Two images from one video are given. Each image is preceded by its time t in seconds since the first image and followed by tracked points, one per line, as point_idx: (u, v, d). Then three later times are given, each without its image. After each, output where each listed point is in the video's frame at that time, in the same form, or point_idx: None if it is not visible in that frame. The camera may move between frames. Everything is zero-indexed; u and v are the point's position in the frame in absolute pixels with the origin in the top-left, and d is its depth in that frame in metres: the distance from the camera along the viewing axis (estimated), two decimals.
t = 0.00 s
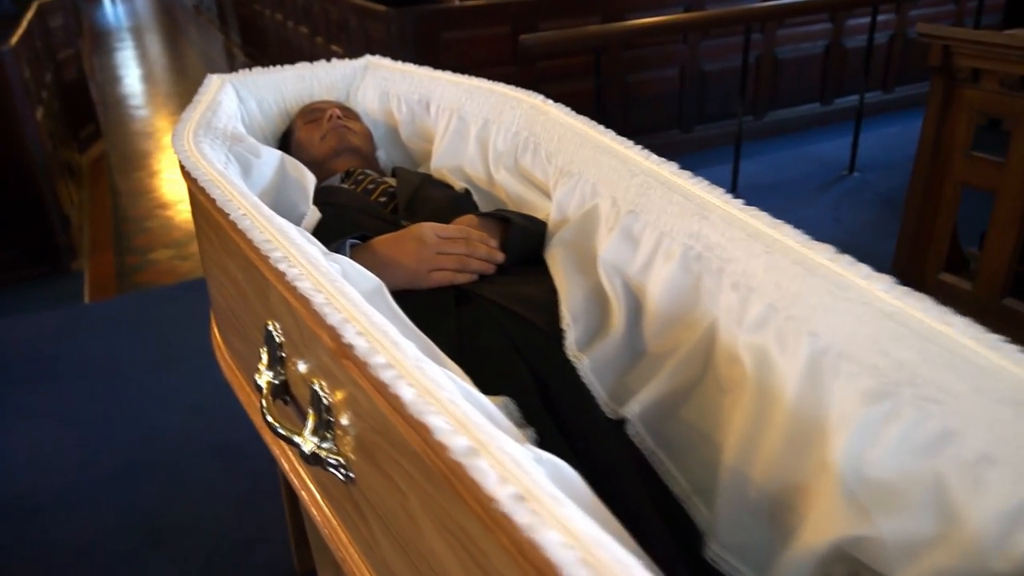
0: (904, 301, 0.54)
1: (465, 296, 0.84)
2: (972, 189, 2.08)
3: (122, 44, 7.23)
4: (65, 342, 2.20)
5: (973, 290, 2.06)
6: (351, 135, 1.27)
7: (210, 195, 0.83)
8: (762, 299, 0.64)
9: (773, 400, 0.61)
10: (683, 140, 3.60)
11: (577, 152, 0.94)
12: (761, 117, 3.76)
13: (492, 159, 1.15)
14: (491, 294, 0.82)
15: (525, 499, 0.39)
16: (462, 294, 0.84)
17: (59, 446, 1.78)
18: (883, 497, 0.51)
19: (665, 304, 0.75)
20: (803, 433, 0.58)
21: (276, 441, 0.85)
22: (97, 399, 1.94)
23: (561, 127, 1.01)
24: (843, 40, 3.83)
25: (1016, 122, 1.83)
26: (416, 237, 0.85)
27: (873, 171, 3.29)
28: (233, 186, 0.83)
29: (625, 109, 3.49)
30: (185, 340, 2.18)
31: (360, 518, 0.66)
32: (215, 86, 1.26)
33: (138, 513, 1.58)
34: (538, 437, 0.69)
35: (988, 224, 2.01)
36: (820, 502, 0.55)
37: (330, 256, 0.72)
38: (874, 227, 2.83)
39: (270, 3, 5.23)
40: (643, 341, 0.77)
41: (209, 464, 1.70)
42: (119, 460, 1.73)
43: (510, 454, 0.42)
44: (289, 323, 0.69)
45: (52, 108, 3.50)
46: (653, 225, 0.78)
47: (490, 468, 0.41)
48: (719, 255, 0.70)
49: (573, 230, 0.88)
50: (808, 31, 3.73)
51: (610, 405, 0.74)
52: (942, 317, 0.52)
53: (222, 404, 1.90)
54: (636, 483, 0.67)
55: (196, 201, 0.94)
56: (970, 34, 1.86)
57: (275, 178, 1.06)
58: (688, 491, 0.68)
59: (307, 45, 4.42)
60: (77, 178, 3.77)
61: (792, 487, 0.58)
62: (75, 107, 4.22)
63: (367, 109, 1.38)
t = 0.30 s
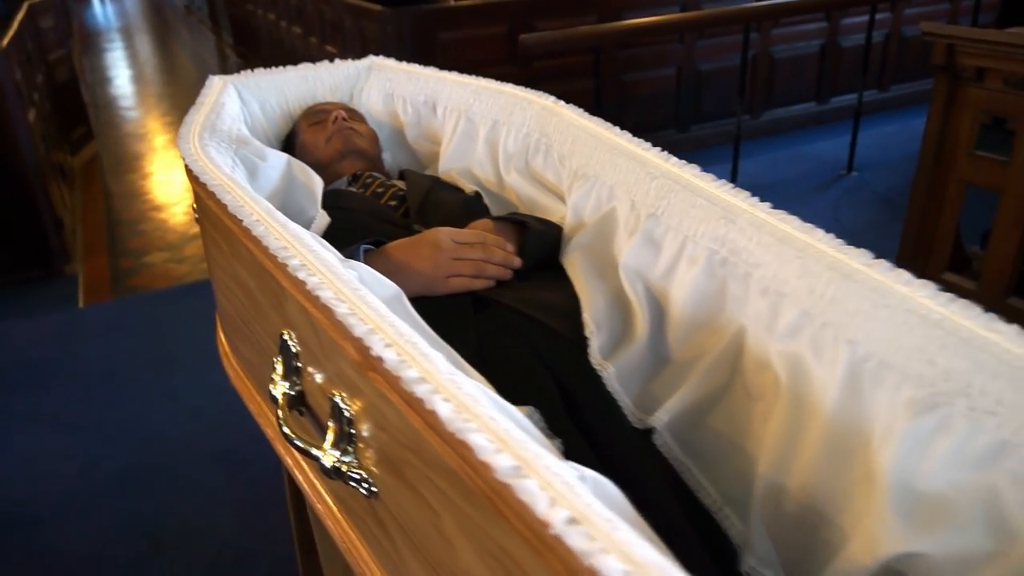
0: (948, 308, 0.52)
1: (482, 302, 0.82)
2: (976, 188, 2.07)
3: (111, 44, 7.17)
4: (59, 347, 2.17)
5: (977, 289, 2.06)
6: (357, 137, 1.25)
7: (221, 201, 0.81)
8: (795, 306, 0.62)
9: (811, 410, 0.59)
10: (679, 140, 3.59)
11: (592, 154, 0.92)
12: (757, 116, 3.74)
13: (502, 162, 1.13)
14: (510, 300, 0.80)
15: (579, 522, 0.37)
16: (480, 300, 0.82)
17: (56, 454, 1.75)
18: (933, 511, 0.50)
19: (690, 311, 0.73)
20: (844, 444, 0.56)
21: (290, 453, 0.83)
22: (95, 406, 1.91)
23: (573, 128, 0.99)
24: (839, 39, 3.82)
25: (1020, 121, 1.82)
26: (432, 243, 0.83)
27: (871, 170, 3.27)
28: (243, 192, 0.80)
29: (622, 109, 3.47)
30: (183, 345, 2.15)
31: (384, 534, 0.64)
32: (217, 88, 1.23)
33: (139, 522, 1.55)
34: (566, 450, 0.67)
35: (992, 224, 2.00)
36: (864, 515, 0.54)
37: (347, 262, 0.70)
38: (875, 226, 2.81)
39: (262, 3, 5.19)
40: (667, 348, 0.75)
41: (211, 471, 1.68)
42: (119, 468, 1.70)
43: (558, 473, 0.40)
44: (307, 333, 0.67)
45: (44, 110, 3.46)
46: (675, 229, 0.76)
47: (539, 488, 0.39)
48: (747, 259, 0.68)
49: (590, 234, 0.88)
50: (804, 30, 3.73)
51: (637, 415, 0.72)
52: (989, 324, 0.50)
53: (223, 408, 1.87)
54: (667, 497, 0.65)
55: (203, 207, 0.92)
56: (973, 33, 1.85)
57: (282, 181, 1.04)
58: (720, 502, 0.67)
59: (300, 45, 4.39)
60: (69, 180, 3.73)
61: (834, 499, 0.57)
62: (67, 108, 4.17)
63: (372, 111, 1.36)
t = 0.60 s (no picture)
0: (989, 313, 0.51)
1: (501, 310, 0.81)
2: (978, 188, 2.07)
3: (104, 52, 7.15)
4: (57, 357, 2.15)
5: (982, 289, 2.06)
6: (364, 143, 1.24)
7: (234, 210, 0.79)
8: (826, 312, 0.61)
9: (844, 417, 0.58)
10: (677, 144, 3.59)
11: (607, 159, 0.91)
12: (754, 119, 3.73)
13: (513, 167, 1.12)
14: (529, 306, 0.80)
15: (634, 540, 0.36)
16: (499, 307, 0.81)
17: (58, 467, 1.73)
18: (982, 519, 0.49)
19: (713, 317, 0.72)
20: (882, 451, 0.55)
21: (307, 466, 0.82)
22: (96, 417, 1.88)
23: (587, 132, 0.97)
24: (834, 42, 3.83)
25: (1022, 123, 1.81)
26: (449, 250, 0.82)
27: (869, 172, 3.25)
28: (258, 201, 0.79)
29: (619, 113, 3.47)
30: (182, 354, 2.13)
31: (409, 551, 0.62)
32: (221, 95, 1.22)
33: (143, 535, 1.53)
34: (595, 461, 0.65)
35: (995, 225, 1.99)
36: (905, 525, 0.53)
37: (366, 271, 0.69)
38: (875, 227, 2.80)
39: (256, 10, 5.18)
40: (691, 354, 0.74)
41: (215, 482, 1.66)
42: (122, 480, 1.68)
43: (607, 490, 0.39)
44: (328, 343, 0.65)
45: (38, 118, 3.44)
46: (697, 234, 0.75)
47: (590, 504, 0.38)
48: (775, 264, 0.67)
49: (607, 239, 0.87)
50: (800, 32, 3.73)
51: (663, 424, 0.72)
52: None
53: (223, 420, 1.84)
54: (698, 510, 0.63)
55: (214, 216, 0.91)
56: (974, 34, 1.85)
57: (292, 188, 1.03)
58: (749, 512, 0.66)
59: (296, 52, 4.38)
60: (64, 189, 3.70)
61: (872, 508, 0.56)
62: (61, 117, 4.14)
63: (377, 117, 1.35)
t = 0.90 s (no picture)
0: None
1: (516, 314, 0.80)
2: (980, 189, 2.06)
3: (97, 53, 7.11)
4: (52, 361, 2.12)
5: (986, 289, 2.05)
6: (370, 146, 1.23)
7: (245, 213, 0.78)
8: (853, 317, 0.60)
9: (875, 425, 0.58)
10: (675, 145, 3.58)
11: (621, 161, 0.90)
12: (751, 120, 3.72)
13: (522, 169, 1.11)
14: (544, 310, 0.79)
15: (682, 557, 0.35)
16: (513, 312, 0.80)
17: (57, 471, 1.71)
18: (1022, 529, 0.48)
19: (734, 323, 0.71)
20: (914, 460, 0.55)
21: (319, 473, 0.80)
22: (95, 420, 1.86)
23: (598, 134, 0.96)
24: (830, 43, 3.83)
25: None
26: (463, 253, 0.81)
27: (868, 174, 3.25)
28: (269, 205, 0.78)
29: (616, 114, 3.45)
30: (181, 356, 2.11)
31: (430, 560, 0.61)
32: (225, 96, 1.20)
33: (144, 539, 1.51)
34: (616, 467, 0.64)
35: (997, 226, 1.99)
36: (941, 534, 0.53)
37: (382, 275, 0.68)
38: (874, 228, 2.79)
39: (250, 11, 5.15)
40: (711, 360, 0.73)
41: (217, 485, 1.64)
42: (122, 484, 1.66)
43: (650, 504, 0.38)
44: (344, 350, 0.64)
45: (32, 120, 3.41)
46: (716, 238, 0.74)
47: (634, 519, 0.37)
48: (799, 268, 0.66)
49: (622, 243, 0.86)
50: (796, 33, 3.73)
51: (685, 432, 0.72)
52: None
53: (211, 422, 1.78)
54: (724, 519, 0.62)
55: (222, 220, 0.89)
56: (976, 35, 1.85)
57: (298, 191, 1.01)
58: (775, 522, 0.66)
59: (291, 53, 4.36)
60: (58, 190, 3.67)
61: (905, 516, 0.55)
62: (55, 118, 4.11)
63: (381, 119, 1.34)
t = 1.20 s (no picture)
0: None
1: (534, 318, 0.79)
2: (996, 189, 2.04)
3: (104, 50, 7.11)
4: (60, 358, 2.11)
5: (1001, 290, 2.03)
6: (382, 145, 1.21)
7: (259, 214, 0.76)
8: (884, 325, 0.59)
9: (906, 437, 0.57)
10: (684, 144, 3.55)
11: (639, 162, 0.88)
12: (760, 119, 3.69)
13: (536, 170, 1.09)
14: (562, 314, 0.77)
15: None
16: (531, 315, 0.79)
17: (65, 469, 1.70)
18: None
19: (758, 329, 0.70)
20: (948, 476, 0.54)
21: (332, 479, 0.79)
22: (102, 419, 1.85)
23: (614, 134, 0.95)
24: (840, 42, 3.79)
25: None
26: (480, 255, 0.79)
27: (879, 173, 3.21)
28: (282, 206, 0.76)
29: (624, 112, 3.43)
30: (188, 355, 2.10)
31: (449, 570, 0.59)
32: (235, 94, 1.19)
33: (151, 540, 1.50)
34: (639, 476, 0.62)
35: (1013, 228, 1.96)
36: (981, 552, 0.52)
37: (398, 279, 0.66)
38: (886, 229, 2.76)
39: (257, 8, 5.14)
40: (734, 367, 0.72)
41: (224, 486, 1.63)
42: (130, 483, 1.65)
43: (686, 524, 0.36)
44: (361, 356, 0.62)
45: (40, 116, 3.41)
46: (739, 242, 0.72)
47: (670, 541, 0.35)
48: (826, 274, 0.64)
49: (641, 246, 0.85)
50: (807, 32, 3.70)
51: (706, 440, 0.71)
52: None
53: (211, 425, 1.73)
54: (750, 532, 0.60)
55: (235, 220, 0.88)
56: (991, 34, 1.82)
57: (310, 191, 1.00)
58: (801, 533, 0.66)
59: (298, 50, 4.34)
60: (66, 187, 3.67)
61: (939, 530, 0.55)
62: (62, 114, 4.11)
63: (393, 117, 1.33)
